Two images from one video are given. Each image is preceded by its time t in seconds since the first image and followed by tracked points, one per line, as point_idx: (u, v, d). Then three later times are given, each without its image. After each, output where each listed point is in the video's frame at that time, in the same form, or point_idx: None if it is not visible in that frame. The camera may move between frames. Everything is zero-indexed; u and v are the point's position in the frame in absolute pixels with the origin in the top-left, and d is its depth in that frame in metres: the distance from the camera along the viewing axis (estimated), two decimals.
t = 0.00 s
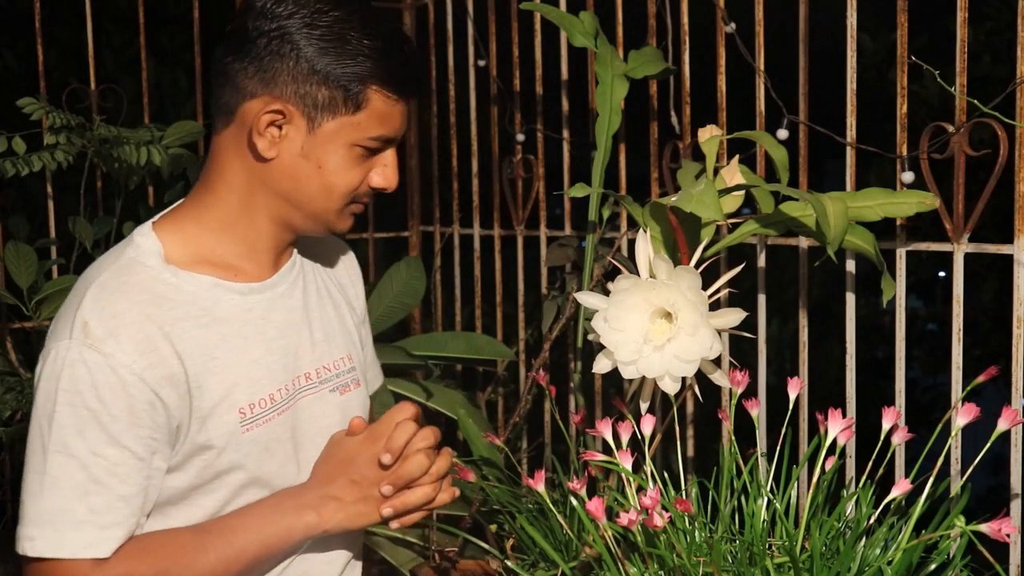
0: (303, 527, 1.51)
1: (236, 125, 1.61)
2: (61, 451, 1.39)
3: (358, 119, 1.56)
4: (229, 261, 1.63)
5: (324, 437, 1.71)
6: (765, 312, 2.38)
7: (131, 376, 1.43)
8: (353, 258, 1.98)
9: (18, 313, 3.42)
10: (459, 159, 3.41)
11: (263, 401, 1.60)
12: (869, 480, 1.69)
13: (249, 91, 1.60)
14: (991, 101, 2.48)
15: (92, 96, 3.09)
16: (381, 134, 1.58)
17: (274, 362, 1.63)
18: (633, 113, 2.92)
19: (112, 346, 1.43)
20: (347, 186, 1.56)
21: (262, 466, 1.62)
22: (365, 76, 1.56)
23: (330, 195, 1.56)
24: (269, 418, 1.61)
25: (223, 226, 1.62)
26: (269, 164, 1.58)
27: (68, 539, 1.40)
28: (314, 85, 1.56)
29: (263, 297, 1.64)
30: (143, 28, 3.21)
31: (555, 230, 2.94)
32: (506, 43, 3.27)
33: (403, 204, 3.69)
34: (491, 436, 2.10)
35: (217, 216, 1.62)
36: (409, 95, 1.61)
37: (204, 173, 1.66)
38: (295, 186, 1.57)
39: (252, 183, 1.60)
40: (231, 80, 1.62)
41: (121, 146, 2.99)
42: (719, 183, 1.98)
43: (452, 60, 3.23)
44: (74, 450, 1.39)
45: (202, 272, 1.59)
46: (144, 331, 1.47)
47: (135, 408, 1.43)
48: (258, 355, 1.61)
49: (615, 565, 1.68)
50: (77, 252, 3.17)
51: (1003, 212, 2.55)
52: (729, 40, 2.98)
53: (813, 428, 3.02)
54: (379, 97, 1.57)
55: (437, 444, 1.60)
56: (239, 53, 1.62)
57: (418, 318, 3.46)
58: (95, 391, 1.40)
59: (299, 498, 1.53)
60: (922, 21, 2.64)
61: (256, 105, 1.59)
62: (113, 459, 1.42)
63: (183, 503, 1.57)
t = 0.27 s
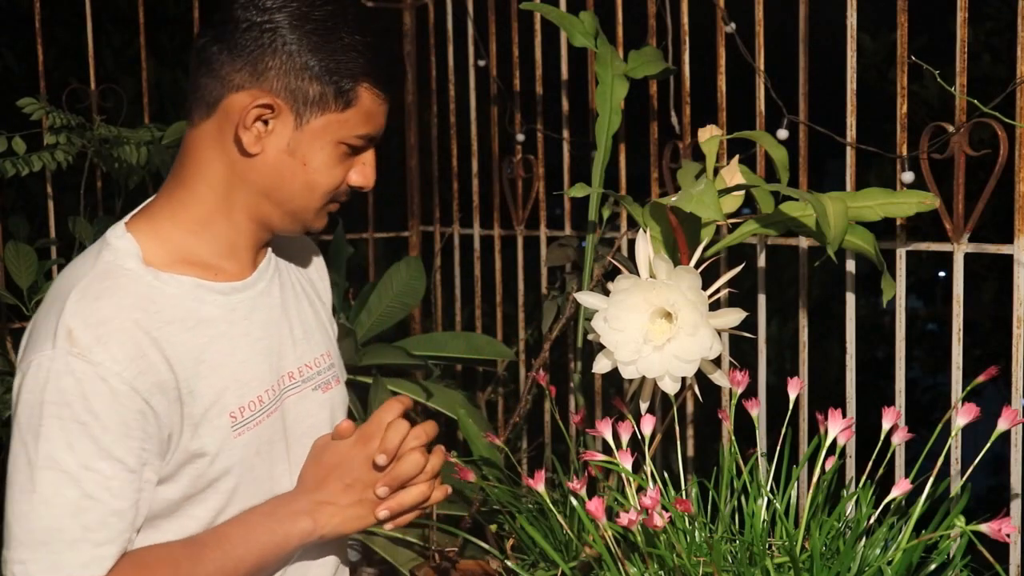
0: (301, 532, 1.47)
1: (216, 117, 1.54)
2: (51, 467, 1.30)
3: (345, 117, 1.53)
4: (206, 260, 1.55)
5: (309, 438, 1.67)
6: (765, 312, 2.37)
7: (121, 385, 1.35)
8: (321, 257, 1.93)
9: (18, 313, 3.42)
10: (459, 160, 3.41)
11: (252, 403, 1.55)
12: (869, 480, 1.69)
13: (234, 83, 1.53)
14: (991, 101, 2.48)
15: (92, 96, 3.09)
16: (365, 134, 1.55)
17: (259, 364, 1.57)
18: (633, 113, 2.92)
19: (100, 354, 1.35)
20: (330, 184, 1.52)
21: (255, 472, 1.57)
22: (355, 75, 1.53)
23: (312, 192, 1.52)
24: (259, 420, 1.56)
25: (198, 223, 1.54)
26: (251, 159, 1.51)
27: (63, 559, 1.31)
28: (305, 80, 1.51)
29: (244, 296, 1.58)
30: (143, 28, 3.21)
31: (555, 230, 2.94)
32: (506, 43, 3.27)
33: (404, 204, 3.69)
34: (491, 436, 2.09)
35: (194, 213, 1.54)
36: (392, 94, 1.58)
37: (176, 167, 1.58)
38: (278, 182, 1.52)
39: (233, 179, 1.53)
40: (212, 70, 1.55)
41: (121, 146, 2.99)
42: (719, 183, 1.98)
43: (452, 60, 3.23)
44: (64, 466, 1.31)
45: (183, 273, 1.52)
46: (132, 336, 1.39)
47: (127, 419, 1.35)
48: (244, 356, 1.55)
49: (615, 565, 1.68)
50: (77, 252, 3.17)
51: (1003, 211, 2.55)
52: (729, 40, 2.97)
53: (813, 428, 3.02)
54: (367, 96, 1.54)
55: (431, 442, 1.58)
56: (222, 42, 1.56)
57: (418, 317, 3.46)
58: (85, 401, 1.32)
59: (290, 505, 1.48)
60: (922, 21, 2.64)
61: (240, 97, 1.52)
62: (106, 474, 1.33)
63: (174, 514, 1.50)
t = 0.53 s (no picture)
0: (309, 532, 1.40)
1: (193, 111, 1.49)
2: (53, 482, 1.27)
3: (327, 111, 1.49)
4: (189, 261, 1.50)
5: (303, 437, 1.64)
6: (765, 312, 2.37)
7: (119, 392, 1.32)
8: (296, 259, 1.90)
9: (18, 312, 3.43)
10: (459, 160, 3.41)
11: (247, 405, 1.50)
12: (869, 480, 1.69)
13: (213, 77, 1.48)
14: (991, 101, 2.48)
15: (92, 96, 3.09)
16: (348, 127, 1.51)
17: (251, 364, 1.53)
18: (633, 113, 2.92)
19: (96, 361, 1.31)
20: (313, 180, 1.48)
21: (254, 475, 1.52)
22: (336, 67, 1.49)
23: (294, 189, 1.48)
24: (255, 421, 1.52)
25: (177, 223, 1.48)
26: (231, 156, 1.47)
27: None
28: (285, 72, 1.47)
29: (231, 295, 1.53)
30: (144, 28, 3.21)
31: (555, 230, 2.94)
32: (507, 43, 3.27)
33: (403, 204, 3.69)
34: (491, 436, 2.10)
35: (174, 211, 1.48)
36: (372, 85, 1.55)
37: (151, 164, 1.52)
38: (259, 179, 1.47)
39: (211, 175, 1.48)
40: (188, 62, 1.50)
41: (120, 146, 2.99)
42: (719, 183, 1.98)
43: (452, 60, 3.23)
44: (67, 479, 1.27)
45: (169, 273, 1.46)
46: (127, 341, 1.35)
47: (127, 426, 1.32)
48: (237, 357, 1.51)
49: (615, 565, 1.68)
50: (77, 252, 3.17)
51: (1003, 212, 2.55)
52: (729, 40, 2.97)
53: (813, 428, 3.03)
54: (349, 89, 1.51)
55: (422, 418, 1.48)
56: (197, 33, 1.50)
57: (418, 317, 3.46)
58: (84, 410, 1.29)
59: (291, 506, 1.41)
60: (922, 21, 2.64)
61: (218, 92, 1.48)
62: (110, 484, 1.29)
63: (179, 522, 1.46)
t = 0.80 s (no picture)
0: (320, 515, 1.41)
1: (178, 107, 1.48)
2: (66, 479, 1.24)
3: (312, 100, 1.48)
4: (180, 259, 1.49)
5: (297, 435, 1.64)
6: (765, 312, 2.37)
7: (125, 389, 1.31)
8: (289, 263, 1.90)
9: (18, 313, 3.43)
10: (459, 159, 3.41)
11: (247, 402, 1.51)
12: (869, 480, 1.69)
13: (194, 73, 1.48)
14: (991, 101, 2.49)
15: (92, 95, 3.09)
16: (334, 116, 1.50)
17: (248, 362, 1.53)
18: (633, 113, 2.92)
19: (99, 359, 1.30)
20: (299, 171, 1.47)
21: (257, 471, 1.53)
22: (317, 57, 1.49)
23: (280, 180, 1.47)
24: (255, 419, 1.52)
25: (166, 222, 1.48)
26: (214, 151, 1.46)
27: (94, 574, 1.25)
28: (266, 65, 1.46)
29: (225, 295, 1.53)
30: (143, 27, 3.21)
31: (555, 229, 2.94)
32: (507, 42, 3.27)
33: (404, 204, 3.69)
34: (492, 436, 2.10)
35: (161, 210, 1.47)
36: (354, 74, 1.54)
37: (140, 167, 1.51)
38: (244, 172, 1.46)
39: (198, 173, 1.47)
40: (171, 59, 1.50)
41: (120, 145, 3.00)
42: (719, 183, 1.98)
43: (452, 60, 3.23)
44: (80, 476, 1.25)
45: (162, 273, 1.45)
46: (129, 339, 1.35)
47: (136, 422, 1.30)
48: (236, 356, 1.51)
49: (615, 565, 1.68)
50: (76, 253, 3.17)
51: (1003, 211, 2.55)
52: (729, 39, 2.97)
53: (813, 428, 3.03)
54: (331, 78, 1.50)
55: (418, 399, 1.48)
56: (178, 28, 1.51)
57: (418, 317, 3.46)
58: (93, 407, 1.27)
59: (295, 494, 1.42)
60: (922, 21, 2.64)
61: (201, 87, 1.48)
62: (124, 480, 1.27)
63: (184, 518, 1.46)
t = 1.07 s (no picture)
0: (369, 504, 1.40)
1: (215, 144, 1.54)
2: (132, 460, 1.35)
3: (310, 79, 1.51)
4: (254, 259, 1.55)
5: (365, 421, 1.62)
6: (781, 314, 2.36)
7: (186, 380, 1.38)
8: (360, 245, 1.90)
9: (35, 312, 3.45)
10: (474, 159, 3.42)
11: (313, 386, 1.51)
12: (885, 482, 1.68)
13: (207, 105, 1.54)
14: (1008, 103, 2.48)
15: (109, 96, 3.11)
16: (340, 81, 1.53)
17: (315, 348, 1.54)
18: (649, 114, 2.92)
19: (165, 353, 1.38)
20: (334, 145, 1.52)
21: (319, 454, 1.53)
22: (297, 36, 1.51)
23: (321, 159, 1.52)
24: (321, 403, 1.52)
25: (237, 230, 1.55)
26: (256, 158, 1.53)
27: (153, 545, 1.34)
28: (255, 67, 1.51)
29: (293, 289, 1.55)
30: (160, 28, 3.22)
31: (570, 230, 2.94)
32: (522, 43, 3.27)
33: (418, 205, 3.70)
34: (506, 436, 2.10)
35: (230, 222, 1.55)
36: (343, 35, 1.56)
37: (203, 195, 1.59)
38: (286, 167, 1.52)
39: (249, 181, 1.54)
40: (186, 99, 1.56)
41: (136, 145, 3.02)
42: (734, 184, 1.98)
43: (468, 60, 3.24)
44: (144, 456, 1.35)
45: (234, 274, 1.51)
46: (195, 334, 1.41)
47: (194, 410, 1.37)
48: (302, 343, 1.52)
49: (629, 566, 1.68)
50: (93, 252, 3.19)
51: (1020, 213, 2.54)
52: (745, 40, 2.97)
53: (828, 430, 3.03)
54: (318, 49, 1.52)
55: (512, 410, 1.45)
56: (179, 74, 1.56)
57: (432, 317, 3.47)
58: (154, 397, 1.36)
59: (358, 477, 1.40)
60: (939, 22, 2.63)
61: (216, 114, 1.53)
62: (183, 461, 1.36)
63: (249, 497, 1.49)
